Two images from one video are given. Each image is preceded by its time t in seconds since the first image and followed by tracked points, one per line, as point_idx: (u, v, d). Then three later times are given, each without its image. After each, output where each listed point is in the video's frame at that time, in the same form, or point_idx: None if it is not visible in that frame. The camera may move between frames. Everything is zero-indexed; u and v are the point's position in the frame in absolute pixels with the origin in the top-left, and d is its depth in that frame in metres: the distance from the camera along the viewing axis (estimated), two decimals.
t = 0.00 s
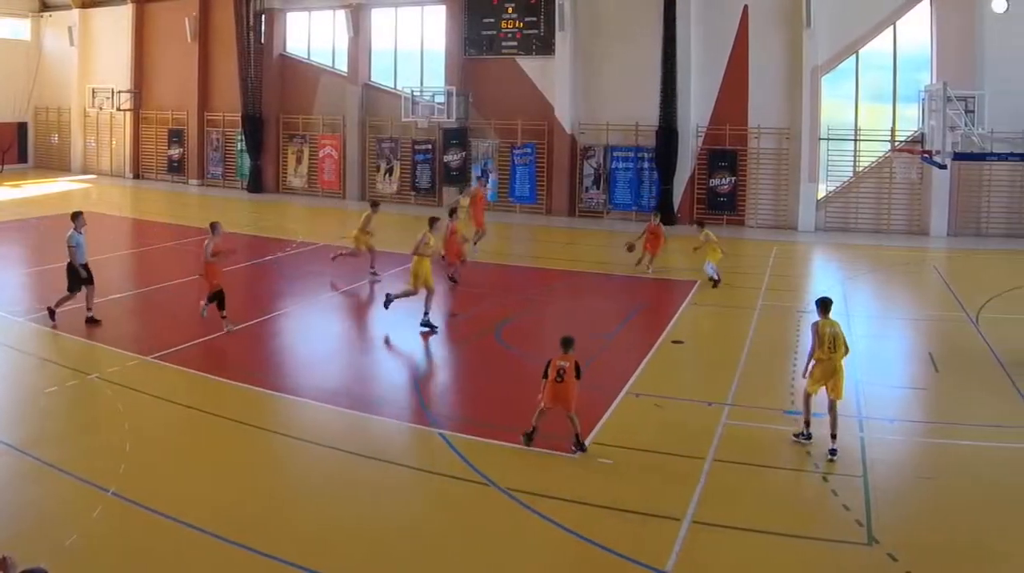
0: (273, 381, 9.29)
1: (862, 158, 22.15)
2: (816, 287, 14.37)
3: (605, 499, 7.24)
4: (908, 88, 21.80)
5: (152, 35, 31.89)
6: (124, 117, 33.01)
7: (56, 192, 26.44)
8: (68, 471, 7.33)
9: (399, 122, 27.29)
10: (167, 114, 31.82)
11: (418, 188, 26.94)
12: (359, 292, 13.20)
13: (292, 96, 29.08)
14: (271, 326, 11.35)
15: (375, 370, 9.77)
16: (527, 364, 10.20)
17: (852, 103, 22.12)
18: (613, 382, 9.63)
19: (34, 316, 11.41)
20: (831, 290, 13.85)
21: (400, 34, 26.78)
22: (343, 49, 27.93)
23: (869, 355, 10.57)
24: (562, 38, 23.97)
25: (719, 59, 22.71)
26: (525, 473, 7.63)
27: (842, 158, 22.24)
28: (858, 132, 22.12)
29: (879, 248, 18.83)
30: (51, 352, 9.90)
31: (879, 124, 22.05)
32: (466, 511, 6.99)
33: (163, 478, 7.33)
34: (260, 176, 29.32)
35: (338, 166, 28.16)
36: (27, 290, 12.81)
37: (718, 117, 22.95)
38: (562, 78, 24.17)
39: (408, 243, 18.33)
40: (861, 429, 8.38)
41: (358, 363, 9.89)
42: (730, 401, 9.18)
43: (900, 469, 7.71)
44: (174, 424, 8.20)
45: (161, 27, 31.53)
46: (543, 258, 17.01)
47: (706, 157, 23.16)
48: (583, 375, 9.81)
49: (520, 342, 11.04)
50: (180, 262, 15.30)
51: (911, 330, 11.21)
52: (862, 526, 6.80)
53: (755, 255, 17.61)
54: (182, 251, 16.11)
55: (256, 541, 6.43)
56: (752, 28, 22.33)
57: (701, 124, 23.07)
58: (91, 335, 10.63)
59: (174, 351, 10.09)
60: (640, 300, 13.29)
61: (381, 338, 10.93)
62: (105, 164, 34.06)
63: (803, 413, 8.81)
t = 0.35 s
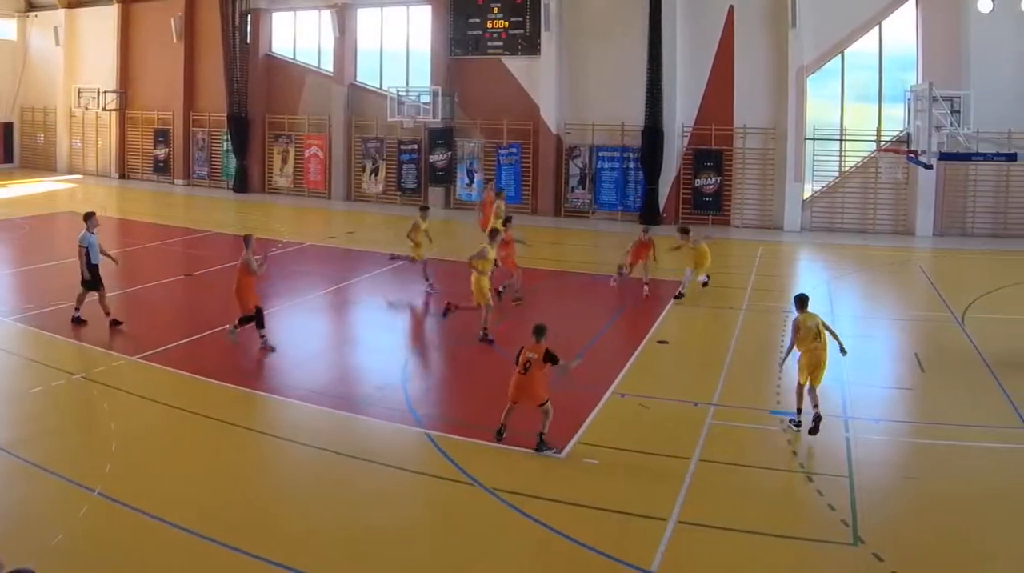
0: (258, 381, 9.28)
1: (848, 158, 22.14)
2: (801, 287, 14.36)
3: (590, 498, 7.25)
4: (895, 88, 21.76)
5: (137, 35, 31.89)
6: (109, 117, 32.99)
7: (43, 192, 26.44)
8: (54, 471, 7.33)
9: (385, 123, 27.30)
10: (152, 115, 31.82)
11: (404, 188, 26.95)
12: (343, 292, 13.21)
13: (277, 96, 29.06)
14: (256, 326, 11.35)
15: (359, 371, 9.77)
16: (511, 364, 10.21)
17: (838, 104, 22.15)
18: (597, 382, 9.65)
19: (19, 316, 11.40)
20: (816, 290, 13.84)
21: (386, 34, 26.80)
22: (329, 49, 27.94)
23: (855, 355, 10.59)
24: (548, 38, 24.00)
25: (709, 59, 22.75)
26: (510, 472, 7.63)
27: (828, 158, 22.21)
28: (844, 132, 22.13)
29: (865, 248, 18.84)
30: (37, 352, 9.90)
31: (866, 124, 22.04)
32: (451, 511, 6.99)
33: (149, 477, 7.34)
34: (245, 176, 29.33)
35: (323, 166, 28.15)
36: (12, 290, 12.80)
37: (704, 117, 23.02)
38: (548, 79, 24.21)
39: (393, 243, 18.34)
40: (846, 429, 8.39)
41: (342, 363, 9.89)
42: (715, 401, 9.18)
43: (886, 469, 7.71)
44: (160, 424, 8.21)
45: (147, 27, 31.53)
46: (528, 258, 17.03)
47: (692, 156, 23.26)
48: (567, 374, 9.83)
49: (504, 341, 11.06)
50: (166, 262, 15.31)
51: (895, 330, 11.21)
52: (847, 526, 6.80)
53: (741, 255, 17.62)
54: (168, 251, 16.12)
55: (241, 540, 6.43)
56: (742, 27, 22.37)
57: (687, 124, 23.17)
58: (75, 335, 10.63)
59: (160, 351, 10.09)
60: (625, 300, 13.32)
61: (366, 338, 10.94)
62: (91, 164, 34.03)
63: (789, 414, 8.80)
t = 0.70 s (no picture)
0: (245, 381, 9.28)
1: (834, 158, 22.20)
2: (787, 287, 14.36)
3: (578, 498, 7.24)
4: (881, 88, 21.78)
5: (124, 35, 31.89)
6: (96, 117, 32.97)
7: (29, 192, 26.43)
8: (41, 471, 7.32)
9: (373, 123, 27.31)
10: (139, 114, 31.80)
11: (390, 188, 26.93)
12: (330, 292, 13.20)
13: (264, 96, 29.06)
14: (244, 326, 11.35)
15: (347, 370, 9.77)
16: (498, 364, 10.22)
17: (825, 104, 22.18)
18: (584, 382, 9.64)
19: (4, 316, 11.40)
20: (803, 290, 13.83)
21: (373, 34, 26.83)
22: (316, 49, 27.94)
23: (844, 353, 10.62)
24: (535, 39, 24.10)
25: (700, 59, 22.77)
26: (499, 472, 7.63)
27: (815, 158, 22.26)
28: (831, 133, 22.17)
29: (852, 248, 18.85)
30: (25, 351, 9.89)
31: (852, 124, 22.07)
32: (440, 511, 6.99)
33: (137, 477, 7.33)
34: (232, 176, 29.32)
35: (310, 166, 28.18)
36: None
37: (691, 118, 23.10)
38: (535, 80, 24.26)
39: (380, 243, 18.33)
40: (833, 429, 8.39)
41: (329, 363, 9.89)
42: (701, 401, 9.18)
43: (874, 469, 7.71)
44: (147, 425, 8.20)
45: (134, 27, 31.53)
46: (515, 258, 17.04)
47: (678, 156, 23.32)
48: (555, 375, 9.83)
49: (492, 341, 11.06)
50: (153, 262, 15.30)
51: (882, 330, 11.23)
52: (834, 526, 6.80)
53: (728, 255, 17.63)
54: (155, 251, 16.11)
55: (229, 540, 6.43)
56: (733, 27, 22.40)
57: (674, 123, 23.24)
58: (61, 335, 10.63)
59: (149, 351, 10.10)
60: (613, 300, 13.34)
61: (353, 338, 10.94)
62: (78, 164, 33.98)
63: (777, 413, 8.80)
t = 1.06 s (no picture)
0: (230, 381, 9.28)
1: (821, 158, 22.27)
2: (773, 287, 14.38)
3: (565, 499, 7.24)
4: (867, 88, 21.87)
5: (109, 35, 31.90)
6: (82, 117, 32.94)
7: (15, 192, 26.41)
8: (26, 471, 7.31)
9: (359, 124, 27.33)
10: (125, 115, 31.79)
11: (376, 188, 26.94)
12: (315, 293, 13.19)
13: (250, 96, 29.07)
14: (229, 326, 11.34)
15: (333, 371, 9.77)
16: (483, 364, 10.23)
17: (810, 104, 22.23)
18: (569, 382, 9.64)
19: None
20: (789, 290, 13.82)
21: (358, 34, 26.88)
22: (301, 48, 27.98)
23: (829, 353, 10.63)
24: (520, 39, 24.11)
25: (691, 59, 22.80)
26: (486, 473, 7.62)
27: (800, 159, 22.35)
28: (817, 133, 22.22)
29: (837, 249, 18.86)
30: (11, 352, 9.89)
31: (839, 124, 22.12)
32: (425, 511, 6.99)
33: (123, 478, 7.33)
34: (218, 176, 29.33)
35: (296, 166, 28.19)
36: None
37: (676, 118, 23.12)
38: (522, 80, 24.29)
39: (365, 243, 18.32)
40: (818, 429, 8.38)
41: (315, 364, 9.89)
42: (685, 401, 9.18)
43: (860, 469, 7.71)
44: (133, 425, 8.20)
45: (120, 27, 31.53)
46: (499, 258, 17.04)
47: (664, 157, 23.36)
48: (541, 374, 9.83)
49: (478, 341, 11.07)
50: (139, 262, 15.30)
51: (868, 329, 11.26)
52: (820, 526, 6.79)
53: (714, 255, 17.64)
54: (140, 251, 16.10)
55: (215, 541, 6.42)
56: (724, 27, 22.42)
57: (660, 124, 23.27)
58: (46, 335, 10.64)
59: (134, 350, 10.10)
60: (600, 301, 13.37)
61: (339, 339, 10.95)
62: (64, 164, 33.96)
63: (763, 414, 8.81)
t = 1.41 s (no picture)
0: (218, 381, 9.27)
1: (807, 158, 22.36)
2: (761, 287, 14.37)
3: (553, 499, 7.24)
4: (854, 88, 21.91)
5: (96, 35, 31.90)
6: (69, 117, 32.92)
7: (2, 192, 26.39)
8: (13, 471, 7.32)
9: (346, 123, 27.34)
10: (112, 115, 31.77)
11: (363, 188, 26.94)
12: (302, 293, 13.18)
13: (236, 96, 29.07)
14: (217, 326, 11.33)
15: (320, 371, 9.77)
16: (471, 364, 10.24)
17: (797, 104, 22.31)
18: (556, 382, 9.63)
19: None
20: (775, 290, 13.83)
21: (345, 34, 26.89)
22: (288, 48, 27.98)
23: (815, 352, 10.63)
24: (507, 39, 24.21)
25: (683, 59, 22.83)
26: (474, 473, 7.62)
27: (787, 158, 22.41)
28: (804, 132, 22.29)
29: (824, 248, 18.86)
30: None
31: (826, 124, 22.17)
32: (412, 512, 6.98)
33: (109, 477, 7.33)
34: (204, 176, 29.31)
35: (282, 165, 28.20)
36: None
37: (663, 119, 23.22)
38: (510, 81, 24.38)
39: (352, 243, 18.32)
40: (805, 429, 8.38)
41: (302, 364, 9.89)
42: (673, 401, 9.19)
43: (847, 469, 7.70)
44: (119, 425, 8.19)
45: (107, 27, 31.54)
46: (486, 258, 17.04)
47: (652, 155, 23.35)
48: (528, 374, 9.84)
49: (465, 341, 11.08)
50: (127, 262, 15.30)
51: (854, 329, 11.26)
52: (807, 526, 6.78)
53: (701, 255, 17.65)
54: (127, 251, 16.10)
55: (202, 541, 6.42)
56: (715, 27, 22.46)
57: (647, 124, 23.36)
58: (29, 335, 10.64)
59: (121, 350, 10.09)
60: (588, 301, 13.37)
61: (327, 339, 10.95)
62: (52, 164, 33.97)
63: (751, 413, 8.80)
